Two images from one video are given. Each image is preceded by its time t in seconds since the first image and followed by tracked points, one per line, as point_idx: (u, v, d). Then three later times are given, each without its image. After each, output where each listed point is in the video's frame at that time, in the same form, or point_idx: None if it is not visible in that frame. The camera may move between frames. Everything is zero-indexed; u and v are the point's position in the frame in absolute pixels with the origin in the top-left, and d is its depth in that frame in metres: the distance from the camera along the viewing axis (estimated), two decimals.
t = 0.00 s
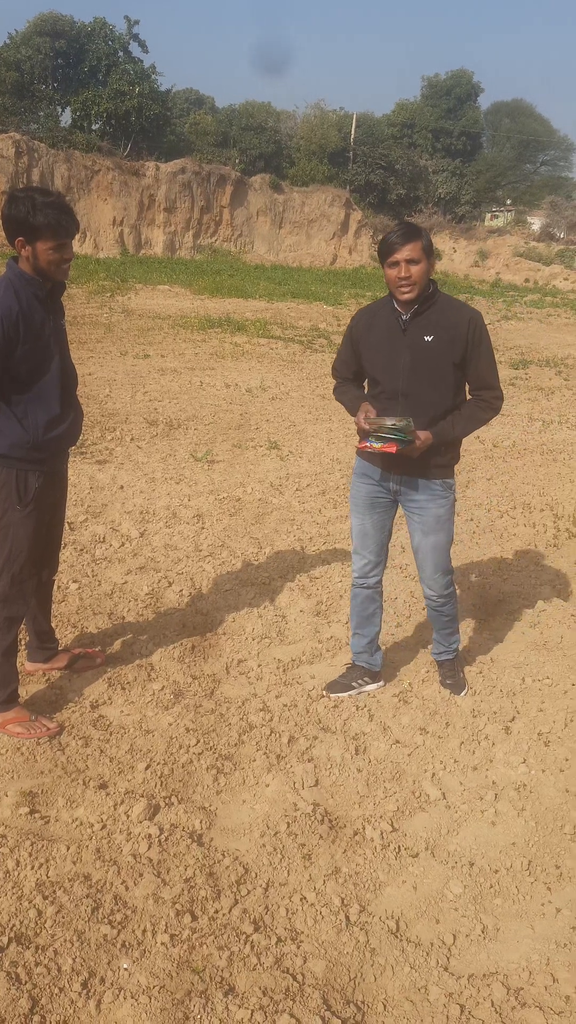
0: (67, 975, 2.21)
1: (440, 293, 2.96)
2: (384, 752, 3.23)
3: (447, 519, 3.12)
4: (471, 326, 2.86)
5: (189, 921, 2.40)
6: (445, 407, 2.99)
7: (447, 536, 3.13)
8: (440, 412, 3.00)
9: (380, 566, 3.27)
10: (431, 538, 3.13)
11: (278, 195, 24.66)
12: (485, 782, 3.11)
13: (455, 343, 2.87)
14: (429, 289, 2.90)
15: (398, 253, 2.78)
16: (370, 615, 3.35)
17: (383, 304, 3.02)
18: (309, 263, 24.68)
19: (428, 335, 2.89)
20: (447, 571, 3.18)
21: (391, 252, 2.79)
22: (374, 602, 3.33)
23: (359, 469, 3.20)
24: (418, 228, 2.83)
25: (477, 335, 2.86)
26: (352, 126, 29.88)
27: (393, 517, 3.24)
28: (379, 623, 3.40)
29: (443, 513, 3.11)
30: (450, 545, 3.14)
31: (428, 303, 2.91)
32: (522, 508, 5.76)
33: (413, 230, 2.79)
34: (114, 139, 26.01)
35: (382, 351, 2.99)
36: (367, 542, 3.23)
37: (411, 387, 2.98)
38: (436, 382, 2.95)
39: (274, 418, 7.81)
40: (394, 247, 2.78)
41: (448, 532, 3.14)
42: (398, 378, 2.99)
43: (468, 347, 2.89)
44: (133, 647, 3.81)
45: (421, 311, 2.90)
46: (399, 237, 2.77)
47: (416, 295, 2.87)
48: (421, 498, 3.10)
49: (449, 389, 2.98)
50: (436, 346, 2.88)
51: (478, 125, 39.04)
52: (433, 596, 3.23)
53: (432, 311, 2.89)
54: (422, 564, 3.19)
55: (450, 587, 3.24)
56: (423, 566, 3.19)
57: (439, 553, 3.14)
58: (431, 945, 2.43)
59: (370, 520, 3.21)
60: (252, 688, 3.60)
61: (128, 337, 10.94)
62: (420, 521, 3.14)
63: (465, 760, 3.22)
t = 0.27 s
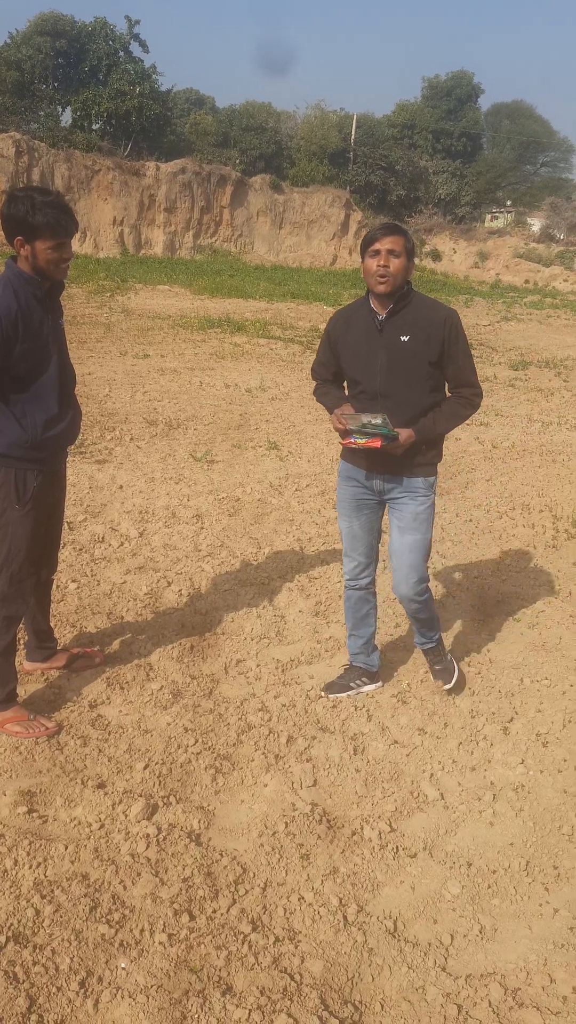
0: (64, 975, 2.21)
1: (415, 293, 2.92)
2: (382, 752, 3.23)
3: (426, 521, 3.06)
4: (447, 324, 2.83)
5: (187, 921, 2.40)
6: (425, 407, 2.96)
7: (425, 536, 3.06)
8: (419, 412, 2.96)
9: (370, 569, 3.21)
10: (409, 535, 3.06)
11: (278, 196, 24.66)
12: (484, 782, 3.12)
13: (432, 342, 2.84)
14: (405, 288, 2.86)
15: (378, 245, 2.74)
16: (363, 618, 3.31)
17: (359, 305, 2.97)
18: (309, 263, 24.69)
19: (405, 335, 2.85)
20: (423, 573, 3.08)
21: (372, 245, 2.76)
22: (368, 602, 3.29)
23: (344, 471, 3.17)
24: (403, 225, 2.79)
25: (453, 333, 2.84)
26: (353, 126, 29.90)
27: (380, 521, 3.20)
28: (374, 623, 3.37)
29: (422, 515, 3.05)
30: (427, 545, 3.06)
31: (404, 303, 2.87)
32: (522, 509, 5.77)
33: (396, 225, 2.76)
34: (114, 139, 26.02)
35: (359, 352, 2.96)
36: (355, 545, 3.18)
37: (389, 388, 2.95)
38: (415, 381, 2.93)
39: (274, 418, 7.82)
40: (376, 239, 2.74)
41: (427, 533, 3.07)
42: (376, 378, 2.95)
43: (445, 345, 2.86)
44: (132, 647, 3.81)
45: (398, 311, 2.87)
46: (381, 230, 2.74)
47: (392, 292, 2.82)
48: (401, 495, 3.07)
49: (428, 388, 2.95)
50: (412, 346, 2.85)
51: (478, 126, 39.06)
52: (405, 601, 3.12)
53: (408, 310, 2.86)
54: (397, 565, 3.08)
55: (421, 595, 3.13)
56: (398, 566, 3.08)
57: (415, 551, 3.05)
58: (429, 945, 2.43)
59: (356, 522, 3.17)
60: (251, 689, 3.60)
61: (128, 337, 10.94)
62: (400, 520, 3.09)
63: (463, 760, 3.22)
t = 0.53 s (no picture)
0: (62, 975, 2.20)
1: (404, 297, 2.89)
2: (381, 753, 3.23)
3: (408, 521, 3.01)
4: (432, 325, 2.79)
5: (185, 922, 2.40)
6: (411, 409, 2.92)
7: (407, 535, 3.00)
8: (406, 413, 2.92)
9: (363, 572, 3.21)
10: (390, 534, 3.01)
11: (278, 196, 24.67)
12: (482, 783, 3.12)
13: (417, 343, 2.80)
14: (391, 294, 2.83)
15: (368, 257, 2.71)
16: (357, 617, 3.32)
17: (346, 307, 2.95)
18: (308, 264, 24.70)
19: (390, 336, 2.82)
20: (402, 573, 3.01)
21: (362, 256, 2.73)
22: (361, 603, 3.29)
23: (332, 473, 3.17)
24: (391, 235, 2.77)
25: (439, 334, 2.79)
26: (352, 127, 29.92)
27: (369, 522, 3.18)
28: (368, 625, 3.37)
29: (405, 514, 3.00)
30: (409, 544, 3.00)
31: (391, 304, 2.84)
32: (521, 510, 5.77)
33: (386, 237, 2.73)
34: (114, 139, 26.03)
35: (345, 353, 2.94)
36: (345, 547, 3.17)
37: (374, 389, 2.92)
38: (401, 383, 2.89)
39: (273, 418, 7.82)
40: (366, 251, 2.71)
41: (409, 532, 3.01)
42: (362, 379, 2.92)
43: (431, 346, 2.82)
44: (131, 647, 3.80)
45: (384, 312, 2.83)
46: (371, 242, 2.71)
47: (378, 303, 2.81)
48: (385, 494, 3.03)
49: (414, 389, 2.91)
50: (397, 347, 2.82)
51: (478, 127, 39.08)
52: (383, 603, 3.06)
53: (394, 311, 2.82)
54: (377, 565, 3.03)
55: (400, 596, 3.07)
56: (378, 566, 3.03)
57: (396, 550, 2.99)
58: (427, 946, 2.43)
59: (345, 524, 3.15)
60: (249, 689, 3.60)
61: (127, 337, 10.95)
62: (383, 519, 3.05)
63: (462, 761, 3.22)
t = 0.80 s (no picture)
0: (63, 973, 2.20)
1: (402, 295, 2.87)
2: (382, 753, 3.23)
3: (402, 515, 2.94)
4: (429, 322, 2.78)
5: (186, 921, 2.40)
6: (407, 408, 2.90)
7: (400, 529, 2.92)
8: (403, 412, 2.90)
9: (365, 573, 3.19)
10: (383, 527, 2.94)
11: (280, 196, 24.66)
12: (484, 784, 3.11)
13: (413, 341, 2.79)
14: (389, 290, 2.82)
15: (368, 254, 2.69)
16: (356, 617, 3.30)
17: (342, 306, 2.94)
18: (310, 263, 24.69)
19: (386, 334, 2.81)
20: (393, 568, 2.91)
21: (362, 252, 2.70)
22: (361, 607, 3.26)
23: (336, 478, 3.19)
24: (391, 230, 2.74)
25: (435, 332, 2.78)
26: (355, 126, 29.91)
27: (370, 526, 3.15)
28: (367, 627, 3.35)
29: (400, 508, 2.94)
30: (402, 538, 2.92)
31: (387, 303, 2.83)
32: (523, 511, 5.77)
33: (386, 233, 2.70)
34: (117, 138, 26.03)
35: (340, 353, 2.92)
36: (345, 550, 3.15)
37: (370, 388, 2.90)
38: (397, 381, 2.87)
39: (275, 418, 7.81)
40: (366, 247, 2.69)
41: (404, 528, 2.94)
42: (358, 378, 2.91)
43: (427, 343, 2.80)
44: (132, 646, 3.80)
45: (380, 311, 2.83)
46: (372, 238, 2.68)
47: (375, 299, 2.80)
48: (382, 490, 2.99)
49: (410, 388, 2.89)
50: (394, 346, 2.80)
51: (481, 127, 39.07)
52: (370, 601, 2.94)
53: (391, 310, 2.81)
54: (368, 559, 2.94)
55: (389, 596, 2.95)
56: (368, 559, 2.93)
57: (387, 543, 2.91)
58: (428, 947, 2.42)
59: (344, 526, 3.15)
60: (250, 688, 3.60)
61: (129, 335, 10.95)
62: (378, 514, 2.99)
63: (463, 762, 3.22)
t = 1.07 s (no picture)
0: (82, 970, 2.21)
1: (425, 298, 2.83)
2: (401, 755, 3.21)
3: (422, 522, 2.91)
4: (452, 328, 2.75)
5: (204, 920, 2.40)
6: (428, 413, 2.87)
7: (419, 537, 2.90)
8: (424, 417, 2.87)
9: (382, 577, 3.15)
10: (402, 535, 2.91)
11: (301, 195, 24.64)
12: (503, 788, 3.08)
13: (436, 347, 2.76)
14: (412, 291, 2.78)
15: (391, 252, 2.66)
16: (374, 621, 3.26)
17: (363, 307, 2.90)
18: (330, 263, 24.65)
19: (409, 339, 2.77)
20: (412, 576, 2.88)
21: (384, 250, 2.68)
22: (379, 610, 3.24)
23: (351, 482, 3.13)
24: (416, 230, 2.71)
25: (459, 337, 2.75)
26: (377, 125, 29.82)
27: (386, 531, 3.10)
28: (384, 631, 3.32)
29: (419, 515, 2.91)
30: (421, 546, 2.90)
31: (409, 306, 2.79)
32: (544, 513, 5.71)
33: (410, 231, 2.68)
34: (139, 138, 26.15)
35: (361, 355, 2.89)
36: (362, 554, 3.11)
37: (391, 392, 2.87)
38: (418, 386, 2.84)
39: (295, 418, 7.80)
40: (389, 245, 2.67)
41: (423, 534, 2.91)
42: (379, 383, 2.87)
43: (451, 349, 2.77)
44: (151, 645, 3.81)
45: (402, 315, 2.79)
46: (395, 236, 2.66)
47: (398, 299, 2.77)
48: (401, 496, 2.95)
49: (432, 393, 2.86)
50: (416, 350, 2.77)
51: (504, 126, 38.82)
52: (388, 609, 2.90)
53: (414, 314, 2.78)
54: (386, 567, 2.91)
55: (407, 604, 2.92)
56: (387, 568, 2.90)
57: (407, 550, 2.89)
58: (446, 951, 2.41)
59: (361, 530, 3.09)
60: (269, 688, 3.59)
61: (149, 335, 10.99)
62: (397, 521, 2.96)
63: (483, 765, 3.19)
